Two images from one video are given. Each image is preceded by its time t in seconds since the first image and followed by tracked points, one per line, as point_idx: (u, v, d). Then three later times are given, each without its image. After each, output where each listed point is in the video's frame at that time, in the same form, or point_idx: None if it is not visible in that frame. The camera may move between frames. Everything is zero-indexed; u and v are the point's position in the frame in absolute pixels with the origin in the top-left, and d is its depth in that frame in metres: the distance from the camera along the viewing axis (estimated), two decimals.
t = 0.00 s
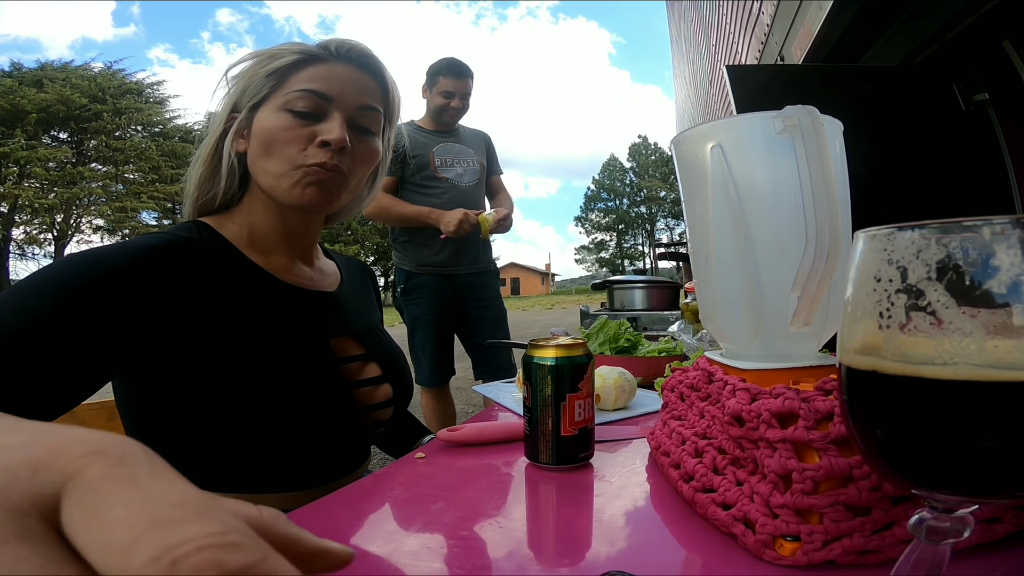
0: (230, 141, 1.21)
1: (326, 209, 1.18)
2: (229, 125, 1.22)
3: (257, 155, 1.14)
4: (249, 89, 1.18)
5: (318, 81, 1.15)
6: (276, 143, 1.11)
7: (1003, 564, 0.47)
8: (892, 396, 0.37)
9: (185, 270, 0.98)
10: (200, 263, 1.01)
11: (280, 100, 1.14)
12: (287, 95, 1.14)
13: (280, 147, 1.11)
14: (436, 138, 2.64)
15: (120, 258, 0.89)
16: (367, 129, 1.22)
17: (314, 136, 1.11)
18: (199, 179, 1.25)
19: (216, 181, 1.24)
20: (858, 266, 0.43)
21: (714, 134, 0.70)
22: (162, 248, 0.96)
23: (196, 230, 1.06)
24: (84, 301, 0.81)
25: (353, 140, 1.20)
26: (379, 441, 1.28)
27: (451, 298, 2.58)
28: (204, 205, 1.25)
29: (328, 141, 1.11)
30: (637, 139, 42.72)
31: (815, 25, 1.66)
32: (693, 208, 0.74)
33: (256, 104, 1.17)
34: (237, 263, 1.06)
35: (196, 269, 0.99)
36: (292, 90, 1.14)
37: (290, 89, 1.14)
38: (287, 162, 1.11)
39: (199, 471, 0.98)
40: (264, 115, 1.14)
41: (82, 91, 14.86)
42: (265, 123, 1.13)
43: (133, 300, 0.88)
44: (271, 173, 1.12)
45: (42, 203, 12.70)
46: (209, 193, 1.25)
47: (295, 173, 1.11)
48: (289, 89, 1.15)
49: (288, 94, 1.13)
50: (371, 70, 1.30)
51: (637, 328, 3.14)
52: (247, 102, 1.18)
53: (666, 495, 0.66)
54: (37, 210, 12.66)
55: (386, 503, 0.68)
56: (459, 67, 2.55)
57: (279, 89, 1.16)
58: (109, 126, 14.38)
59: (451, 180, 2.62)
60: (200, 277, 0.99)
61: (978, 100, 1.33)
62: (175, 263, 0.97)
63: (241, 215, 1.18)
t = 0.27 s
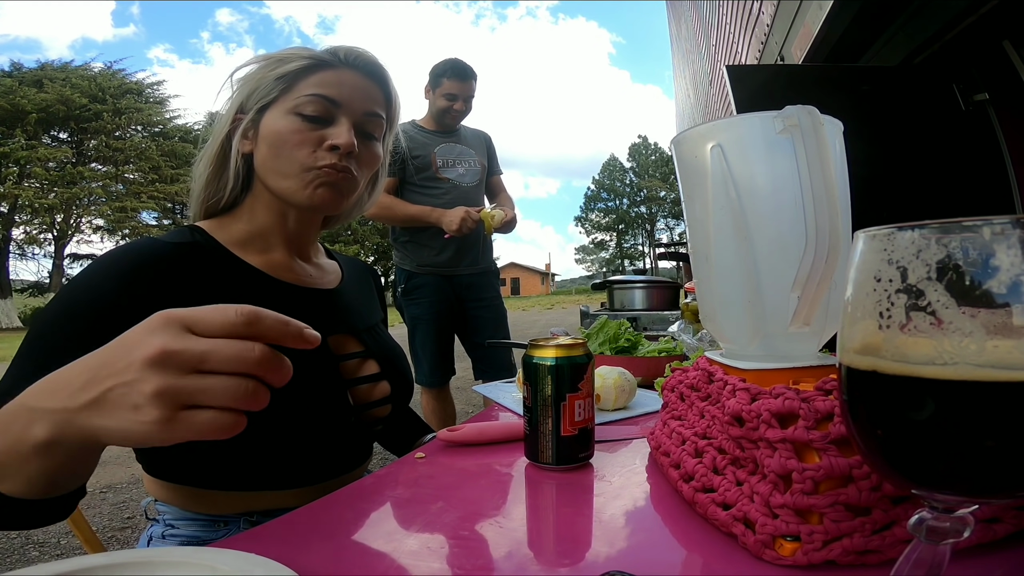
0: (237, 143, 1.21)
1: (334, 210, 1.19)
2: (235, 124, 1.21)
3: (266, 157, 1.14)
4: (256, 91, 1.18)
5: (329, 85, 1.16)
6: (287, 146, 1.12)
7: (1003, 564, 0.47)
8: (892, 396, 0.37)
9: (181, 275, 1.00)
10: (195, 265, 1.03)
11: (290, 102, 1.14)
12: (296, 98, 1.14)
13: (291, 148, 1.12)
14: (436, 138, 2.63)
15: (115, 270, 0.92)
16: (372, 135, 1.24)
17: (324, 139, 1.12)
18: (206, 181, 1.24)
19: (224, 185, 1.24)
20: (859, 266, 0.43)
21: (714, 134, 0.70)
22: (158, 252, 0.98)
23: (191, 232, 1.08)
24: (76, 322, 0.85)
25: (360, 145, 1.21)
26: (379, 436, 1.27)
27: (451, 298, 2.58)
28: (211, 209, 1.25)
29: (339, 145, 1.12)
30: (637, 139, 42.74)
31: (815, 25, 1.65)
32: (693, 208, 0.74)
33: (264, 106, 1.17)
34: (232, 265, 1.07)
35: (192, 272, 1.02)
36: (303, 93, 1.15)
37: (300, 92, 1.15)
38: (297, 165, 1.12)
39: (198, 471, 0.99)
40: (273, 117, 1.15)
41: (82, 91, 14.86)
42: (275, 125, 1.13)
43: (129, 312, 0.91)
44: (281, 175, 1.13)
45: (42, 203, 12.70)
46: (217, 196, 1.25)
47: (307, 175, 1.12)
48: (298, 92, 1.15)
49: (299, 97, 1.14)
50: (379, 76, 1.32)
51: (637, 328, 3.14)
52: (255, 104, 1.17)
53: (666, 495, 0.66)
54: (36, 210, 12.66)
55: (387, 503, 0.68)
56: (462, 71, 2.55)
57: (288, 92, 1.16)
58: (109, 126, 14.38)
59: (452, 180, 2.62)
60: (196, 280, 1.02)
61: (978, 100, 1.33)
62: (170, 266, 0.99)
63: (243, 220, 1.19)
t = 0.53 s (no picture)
0: (251, 150, 1.20)
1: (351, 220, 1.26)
2: (249, 127, 1.20)
3: (292, 168, 1.17)
4: (276, 99, 1.18)
5: (352, 100, 1.21)
6: (317, 160, 1.16)
7: (1005, 564, 0.47)
8: (892, 395, 0.37)
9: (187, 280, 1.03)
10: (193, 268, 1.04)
11: (318, 115, 1.17)
12: (324, 112, 1.17)
13: (322, 163, 1.16)
14: (437, 138, 2.63)
15: (116, 286, 0.94)
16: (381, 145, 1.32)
17: (354, 155, 1.18)
18: (214, 186, 1.22)
19: (236, 190, 1.23)
20: (858, 266, 0.43)
21: (714, 134, 0.70)
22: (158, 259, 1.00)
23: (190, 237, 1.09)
24: (80, 343, 0.87)
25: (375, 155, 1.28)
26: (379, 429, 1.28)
27: (451, 298, 2.58)
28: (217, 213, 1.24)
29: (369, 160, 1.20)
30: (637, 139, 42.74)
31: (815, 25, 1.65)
32: (693, 208, 0.74)
33: (285, 115, 1.17)
34: (231, 266, 1.09)
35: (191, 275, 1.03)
36: (329, 107, 1.18)
37: (325, 106, 1.18)
38: (329, 179, 1.17)
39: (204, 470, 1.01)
40: (297, 128, 1.16)
41: (82, 91, 14.85)
42: (303, 138, 1.15)
43: (131, 325, 0.93)
44: (308, 187, 1.17)
45: (42, 203, 12.69)
46: (226, 200, 1.23)
47: (337, 189, 1.18)
48: (323, 105, 1.18)
49: (327, 112, 1.17)
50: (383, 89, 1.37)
51: (637, 328, 3.13)
52: (276, 113, 1.17)
53: (666, 495, 0.66)
54: (36, 209, 12.66)
55: (386, 502, 0.68)
56: (461, 70, 2.55)
57: (312, 104, 1.18)
58: (109, 126, 14.38)
59: (452, 180, 2.62)
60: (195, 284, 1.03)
61: (978, 100, 1.33)
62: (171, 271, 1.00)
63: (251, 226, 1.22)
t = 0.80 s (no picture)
0: (263, 156, 1.24)
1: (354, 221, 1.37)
2: (260, 134, 1.23)
3: (308, 175, 1.24)
4: (289, 108, 1.23)
5: (359, 110, 1.30)
6: (333, 168, 1.24)
7: (1005, 564, 0.47)
8: (892, 396, 0.37)
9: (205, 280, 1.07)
10: (210, 270, 1.09)
11: (331, 125, 1.25)
12: (335, 123, 1.25)
13: (337, 170, 1.25)
14: (437, 139, 2.63)
15: (141, 289, 0.96)
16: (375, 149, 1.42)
17: (362, 164, 1.29)
18: (225, 192, 1.25)
19: (248, 195, 1.27)
20: (858, 266, 0.43)
21: (714, 134, 0.70)
22: (177, 261, 1.04)
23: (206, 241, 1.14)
24: (116, 343, 0.90)
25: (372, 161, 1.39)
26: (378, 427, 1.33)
27: (452, 298, 2.58)
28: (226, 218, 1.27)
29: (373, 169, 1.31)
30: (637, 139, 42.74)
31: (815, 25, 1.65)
32: (693, 208, 0.74)
33: (299, 124, 1.23)
34: (246, 269, 1.16)
35: (207, 276, 1.08)
36: (341, 116, 1.26)
37: (336, 115, 1.25)
38: (339, 186, 1.27)
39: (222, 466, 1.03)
40: (312, 137, 1.23)
41: (82, 91, 14.85)
42: (318, 149, 1.23)
43: (158, 326, 0.95)
44: (323, 193, 1.26)
45: (42, 204, 12.68)
46: (237, 205, 1.27)
47: (351, 194, 1.29)
48: (335, 115, 1.26)
49: (340, 122, 1.25)
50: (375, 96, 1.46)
51: (637, 328, 3.13)
52: (291, 123, 1.22)
53: (666, 495, 0.66)
54: (37, 209, 12.65)
55: (386, 502, 0.68)
56: (461, 69, 2.55)
57: (324, 115, 1.25)
58: (109, 126, 14.37)
59: (453, 180, 2.62)
60: (212, 284, 1.08)
61: (978, 100, 1.33)
62: (189, 271, 1.04)
63: (259, 230, 1.28)
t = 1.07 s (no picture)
0: (277, 155, 1.25)
1: (360, 219, 1.40)
2: (272, 135, 1.24)
3: (322, 175, 1.27)
4: (302, 109, 1.25)
5: (367, 114, 1.34)
6: (346, 167, 1.27)
7: (1005, 564, 0.47)
8: (892, 396, 0.37)
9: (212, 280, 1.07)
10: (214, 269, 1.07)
11: (343, 127, 1.28)
12: (347, 125, 1.28)
13: (350, 170, 1.28)
14: (437, 138, 2.62)
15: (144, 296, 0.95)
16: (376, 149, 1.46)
17: (371, 164, 1.33)
18: (237, 190, 1.24)
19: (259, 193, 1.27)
20: (858, 266, 0.43)
21: (714, 134, 0.70)
22: (179, 263, 1.02)
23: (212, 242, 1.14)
24: (118, 355, 0.89)
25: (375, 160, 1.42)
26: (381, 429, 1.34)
27: (452, 298, 2.58)
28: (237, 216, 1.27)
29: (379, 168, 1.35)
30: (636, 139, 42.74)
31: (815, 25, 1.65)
32: (693, 208, 0.74)
33: (312, 125, 1.25)
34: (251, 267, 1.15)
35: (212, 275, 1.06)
36: (351, 119, 1.29)
37: (346, 118, 1.29)
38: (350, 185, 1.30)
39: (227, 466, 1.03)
40: (324, 138, 1.26)
41: (82, 91, 14.85)
42: (332, 150, 1.26)
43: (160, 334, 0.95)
44: (336, 192, 1.29)
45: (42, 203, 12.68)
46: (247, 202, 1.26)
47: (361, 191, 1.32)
48: (346, 118, 1.29)
49: (351, 124, 1.29)
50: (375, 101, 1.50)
51: (637, 328, 3.13)
52: (304, 124, 1.24)
53: (666, 495, 0.66)
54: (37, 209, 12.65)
55: (386, 503, 0.68)
56: (460, 68, 2.55)
57: (335, 117, 1.28)
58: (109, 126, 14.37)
59: (453, 180, 2.62)
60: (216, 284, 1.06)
61: (978, 100, 1.34)
62: (200, 270, 1.04)
63: (269, 228, 1.29)
